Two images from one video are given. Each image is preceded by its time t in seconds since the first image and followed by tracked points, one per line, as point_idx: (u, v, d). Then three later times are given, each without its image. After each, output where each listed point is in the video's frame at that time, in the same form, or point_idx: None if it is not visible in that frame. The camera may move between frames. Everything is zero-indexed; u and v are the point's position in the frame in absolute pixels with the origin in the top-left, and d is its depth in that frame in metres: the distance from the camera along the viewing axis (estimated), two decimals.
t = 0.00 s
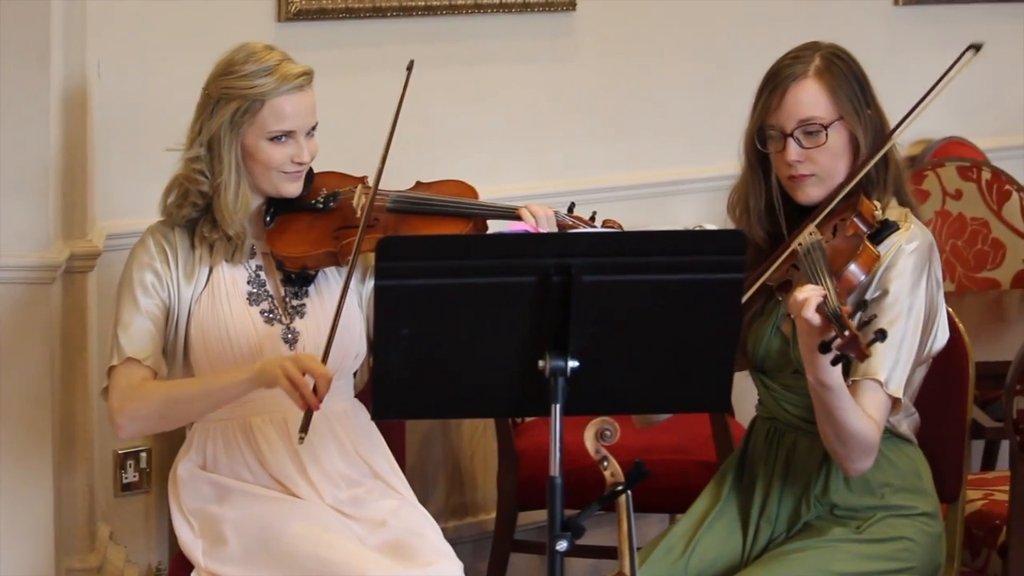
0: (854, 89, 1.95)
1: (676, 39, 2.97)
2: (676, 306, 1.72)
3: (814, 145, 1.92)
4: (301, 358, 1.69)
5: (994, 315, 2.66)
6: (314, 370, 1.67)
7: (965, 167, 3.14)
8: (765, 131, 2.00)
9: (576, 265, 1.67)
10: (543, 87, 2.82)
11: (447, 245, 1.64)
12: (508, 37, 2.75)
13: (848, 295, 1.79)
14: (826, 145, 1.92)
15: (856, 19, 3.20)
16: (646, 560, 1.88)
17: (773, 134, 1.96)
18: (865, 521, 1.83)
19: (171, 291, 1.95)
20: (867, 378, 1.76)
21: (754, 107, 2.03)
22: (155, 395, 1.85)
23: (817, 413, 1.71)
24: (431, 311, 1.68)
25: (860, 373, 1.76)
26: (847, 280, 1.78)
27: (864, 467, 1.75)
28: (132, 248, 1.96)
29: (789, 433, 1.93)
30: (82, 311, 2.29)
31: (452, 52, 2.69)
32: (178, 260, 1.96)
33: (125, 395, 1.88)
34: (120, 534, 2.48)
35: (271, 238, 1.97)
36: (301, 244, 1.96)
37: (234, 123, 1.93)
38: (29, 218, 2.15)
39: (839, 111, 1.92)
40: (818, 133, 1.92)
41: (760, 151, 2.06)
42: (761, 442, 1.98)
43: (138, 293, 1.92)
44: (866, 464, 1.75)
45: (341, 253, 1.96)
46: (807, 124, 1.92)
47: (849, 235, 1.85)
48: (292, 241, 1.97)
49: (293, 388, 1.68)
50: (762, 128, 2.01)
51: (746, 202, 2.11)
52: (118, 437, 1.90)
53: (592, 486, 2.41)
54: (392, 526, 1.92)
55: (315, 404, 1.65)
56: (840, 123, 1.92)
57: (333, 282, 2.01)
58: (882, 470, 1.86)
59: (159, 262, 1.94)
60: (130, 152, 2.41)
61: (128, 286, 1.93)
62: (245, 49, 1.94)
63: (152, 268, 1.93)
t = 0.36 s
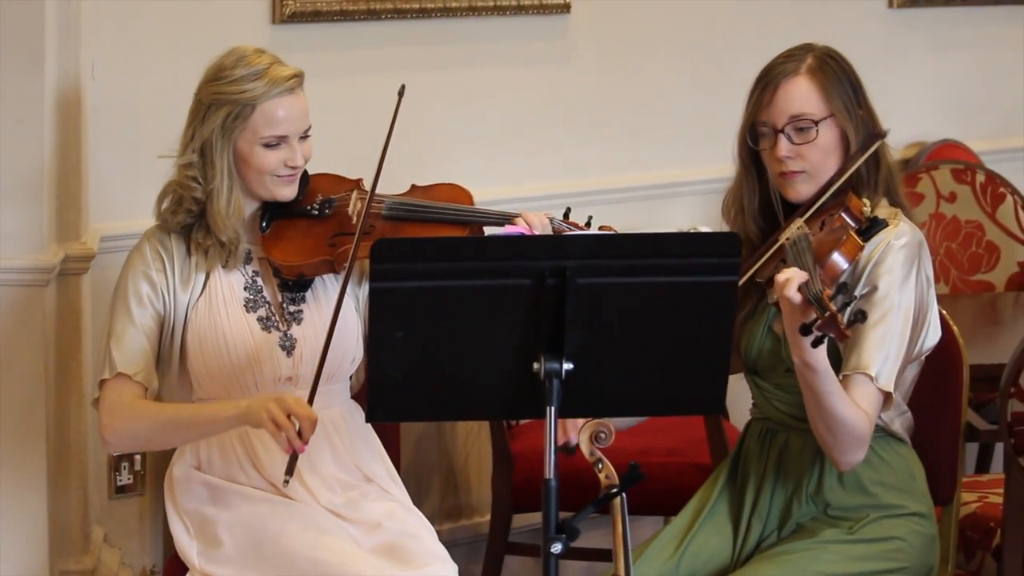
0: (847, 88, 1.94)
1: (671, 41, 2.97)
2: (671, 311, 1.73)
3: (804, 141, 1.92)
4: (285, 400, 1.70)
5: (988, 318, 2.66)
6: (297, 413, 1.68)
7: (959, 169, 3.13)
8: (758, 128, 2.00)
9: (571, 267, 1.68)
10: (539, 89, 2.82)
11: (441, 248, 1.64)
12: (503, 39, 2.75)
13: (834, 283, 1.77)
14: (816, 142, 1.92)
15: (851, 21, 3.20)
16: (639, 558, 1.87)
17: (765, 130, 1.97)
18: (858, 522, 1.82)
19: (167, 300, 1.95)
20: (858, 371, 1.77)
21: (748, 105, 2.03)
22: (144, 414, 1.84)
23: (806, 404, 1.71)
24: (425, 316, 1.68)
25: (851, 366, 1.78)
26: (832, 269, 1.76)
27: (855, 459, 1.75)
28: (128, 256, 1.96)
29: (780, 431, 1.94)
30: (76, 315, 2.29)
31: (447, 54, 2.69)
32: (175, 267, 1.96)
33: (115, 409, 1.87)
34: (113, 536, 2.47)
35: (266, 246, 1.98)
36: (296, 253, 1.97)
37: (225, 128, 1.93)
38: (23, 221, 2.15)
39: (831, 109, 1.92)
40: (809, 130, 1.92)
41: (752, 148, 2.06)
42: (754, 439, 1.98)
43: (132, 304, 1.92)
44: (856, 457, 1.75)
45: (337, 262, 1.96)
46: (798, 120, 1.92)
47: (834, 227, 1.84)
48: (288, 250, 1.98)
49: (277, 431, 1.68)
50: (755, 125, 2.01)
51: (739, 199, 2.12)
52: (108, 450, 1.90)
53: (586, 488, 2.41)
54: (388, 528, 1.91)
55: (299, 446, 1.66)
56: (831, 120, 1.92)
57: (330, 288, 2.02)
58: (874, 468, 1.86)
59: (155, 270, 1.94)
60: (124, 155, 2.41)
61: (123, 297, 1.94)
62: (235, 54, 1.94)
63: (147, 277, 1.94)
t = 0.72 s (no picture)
0: (815, 94, 1.95)
1: (669, 45, 2.98)
2: (667, 313, 1.73)
3: (777, 148, 1.92)
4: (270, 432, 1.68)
5: (985, 322, 2.66)
6: (284, 444, 1.67)
7: (957, 172, 3.12)
8: (728, 140, 1.99)
9: (568, 270, 1.68)
10: (536, 92, 2.82)
11: (438, 250, 1.64)
12: (501, 43, 2.75)
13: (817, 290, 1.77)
14: (789, 149, 1.92)
15: (848, 25, 3.20)
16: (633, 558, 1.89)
17: (736, 141, 1.96)
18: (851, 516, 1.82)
19: (163, 303, 1.95)
20: (849, 374, 1.76)
21: (716, 118, 2.03)
22: (136, 421, 1.84)
23: (805, 411, 1.71)
24: (421, 318, 1.68)
25: (842, 370, 1.77)
26: (815, 276, 1.76)
27: (851, 462, 1.75)
28: (124, 259, 1.96)
29: (770, 434, 1.93)
30: (73, 316, 2.29)
31: (445, 57, 2.70)
32: (172, 270, 1.95)
33: (107, 415, 1.87)
34: (111, 539, 2.46)
35: (264, 246, 1.98)
36: (294, 253, 1.97)
37: (226, 129, 1.93)
38: (20, 222, 2.15)
39: (801, 115, 1.92)
40: (781, 137, 1.92)
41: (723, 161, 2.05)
42: (743, 446, 1.98)
43: (127, 308, 1.92)
44: (853, 459, 1.74)
45: (334, 264, 1.96)
46: (770, 128, 1.92)
47: (816, 233, 1.82)
48: (285, 250, 1.98)
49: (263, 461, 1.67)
50: (725, 137, 2.00)
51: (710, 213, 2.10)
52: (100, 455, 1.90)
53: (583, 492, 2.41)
54: (386, 532, 1.91)
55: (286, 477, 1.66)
56: (802, 126, 1.92)
57: (325, 293, 2.01)
58: (868, 464, 1.85)
59: (152, 273, 1.94)
60: (123, 158, 2.41)
61: (118, 300, 1.93)
62: (238, 55, 1.94)
63: (142, 280, 1.94)
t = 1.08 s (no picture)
0: (809, 90, 1.95)
1: (669, 46, 2.98)
2: (670, 314, 1.73)
3: (769, 143, 1.92)
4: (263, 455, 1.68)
5: (986, 323, 2.66)
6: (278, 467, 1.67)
7: (957, 175, 3.13)
8: (720, 133, 1.99)
9: (569, 272, 1.68)
10: (537, 93, 2.82)
11: (442, 251, 1.65)
12: (501, 45, 2.75)
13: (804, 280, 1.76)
14: (780, 144, 1.92)
15: (847, 27, 3.20)
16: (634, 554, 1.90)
17: (727, 135, 1.96)
18: (843, 518, 1.83)
19: (165, 304, 1.95)
20: (835, 369, 1.77)
21: (709, 111, 2.03)
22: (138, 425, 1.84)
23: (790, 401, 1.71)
24: (424, 319, 1.68)
25: (828, 364, 1.77)
26: (802, 265, 1.76)
27: (835, 457, 1.75)
28: (128, 259, 1.96)
29: (762, 436, 1.93)
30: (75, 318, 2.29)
31: (445, 59, 2.70)
32: (174, 271, 1.95)
33: (110, 417, 1.87)
34: (112, 541, 2.45)
35: (266, 248, 1.98)
36: (298, 254, 1.97)
37: (228, 130, 1.93)
38: (22, 224, 2.15)
39: (795, 110, 1.92)
40: (773, 132, 1.92)
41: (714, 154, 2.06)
42: (735, 449, 1.98)
43: (130, 308, 1.92)
44: (838, 454, 1.75)
45: (336, 264, 1.96)
46: (762, 123, 1.92)
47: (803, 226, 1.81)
48: (289, 251, 1.97)
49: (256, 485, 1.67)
50: (717, 130, 2.00)
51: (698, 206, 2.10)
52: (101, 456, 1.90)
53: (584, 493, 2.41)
54: (387, 533, 1.91)
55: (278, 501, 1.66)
56: (794, 121, 1.92)
57: (327, 292, 2.01)
58: (859, 461, 1.85)
59: (155, 274, 1.94)
60: (124, 158, 2.41)
61: (121, 300, 1.93)
62: (240, 56, 1.94)
63: (145, 281, 1.93)
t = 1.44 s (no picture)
0: (839, 92, 1.95)
1: (678, 47, 2.98)
2: (682, 314, 1.72)
3: (798, 146, 1.93)
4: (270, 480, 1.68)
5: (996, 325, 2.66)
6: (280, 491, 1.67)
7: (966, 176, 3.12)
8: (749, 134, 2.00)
9: (579, 273, 1.68)
10: (547, 95, 2.83)
11: (455, 251, 1.64)
12: (511, 46, 2.75)
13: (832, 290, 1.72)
14: (809, 146, 1.93)
15: (856, 28, 3.20)
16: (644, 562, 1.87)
17: (756, 136, 1.97)
18: (859, 526, 1.83)
19: (177, 303, 1.95)
20: (859, 379, 1.77)
21: (738, 111, 2.04)
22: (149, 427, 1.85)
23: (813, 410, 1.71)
24: (437, 318, 1.68)
25: (851, 374, 1.78)
26: (830, 275, 1.71)
27: (858, 467, 1.74)
28: (140, 258, 1.95)
29: (778, 441, 1.94)
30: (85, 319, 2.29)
31: (455, 61, 2.70)
32: (186, 270, 1.95)
33: (126, 418, 1.89)
34: (123, 543, 2.44)
35: (279, 248, 1.98)
36: (310, 255, 1.97)
37: (242, 130, 1.94)
38: (33, 225, 2.16)
39: (824, 113, 1.93)
40: (802, 135, 1.93)
41: (742, 155, 2.06)
42: (748, 455, 1.98)
43: (142, 307, 1.92)
44: (859, 464, 1.74)
45: (347, 265, 1.97)
46: (791, 125, 1.93)
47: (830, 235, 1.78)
48: (300, 252, 1.98)
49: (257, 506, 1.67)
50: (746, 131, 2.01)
51: (724, 206, 2.10)
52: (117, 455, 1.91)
53: (595, 495, 2.41)
54: (396, 535, 1.92)
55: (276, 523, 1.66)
56: (824, 125, 1.93)
57: (338, 293, 2.02)
58: (876, 474, 1.86)
59: (166, 273, 1.94)
60: (135, 159, 2.41)
61: (133, 299, 1.93)
62: (252, 57, 1.95)
63: (158, 280, 1.93)
